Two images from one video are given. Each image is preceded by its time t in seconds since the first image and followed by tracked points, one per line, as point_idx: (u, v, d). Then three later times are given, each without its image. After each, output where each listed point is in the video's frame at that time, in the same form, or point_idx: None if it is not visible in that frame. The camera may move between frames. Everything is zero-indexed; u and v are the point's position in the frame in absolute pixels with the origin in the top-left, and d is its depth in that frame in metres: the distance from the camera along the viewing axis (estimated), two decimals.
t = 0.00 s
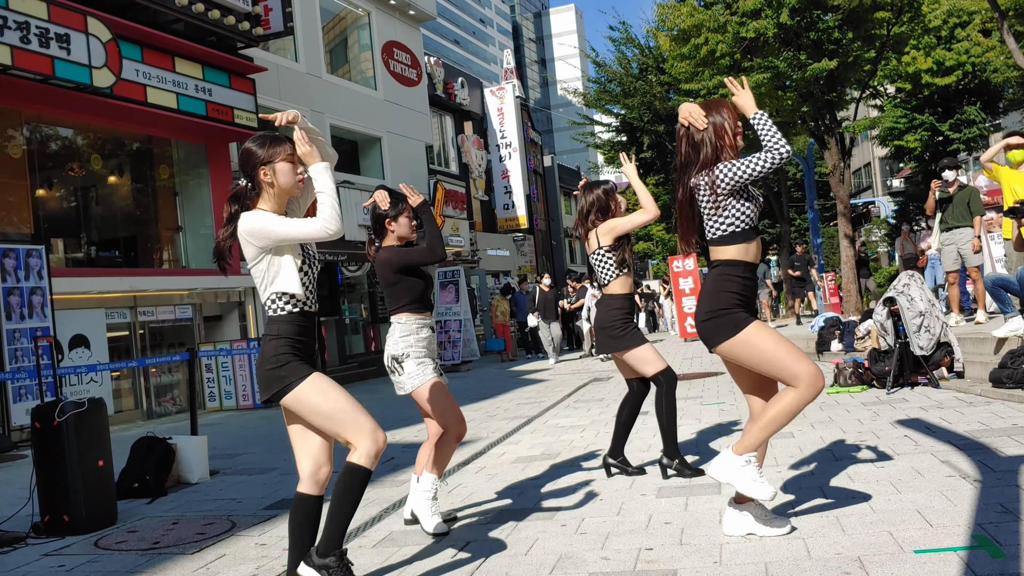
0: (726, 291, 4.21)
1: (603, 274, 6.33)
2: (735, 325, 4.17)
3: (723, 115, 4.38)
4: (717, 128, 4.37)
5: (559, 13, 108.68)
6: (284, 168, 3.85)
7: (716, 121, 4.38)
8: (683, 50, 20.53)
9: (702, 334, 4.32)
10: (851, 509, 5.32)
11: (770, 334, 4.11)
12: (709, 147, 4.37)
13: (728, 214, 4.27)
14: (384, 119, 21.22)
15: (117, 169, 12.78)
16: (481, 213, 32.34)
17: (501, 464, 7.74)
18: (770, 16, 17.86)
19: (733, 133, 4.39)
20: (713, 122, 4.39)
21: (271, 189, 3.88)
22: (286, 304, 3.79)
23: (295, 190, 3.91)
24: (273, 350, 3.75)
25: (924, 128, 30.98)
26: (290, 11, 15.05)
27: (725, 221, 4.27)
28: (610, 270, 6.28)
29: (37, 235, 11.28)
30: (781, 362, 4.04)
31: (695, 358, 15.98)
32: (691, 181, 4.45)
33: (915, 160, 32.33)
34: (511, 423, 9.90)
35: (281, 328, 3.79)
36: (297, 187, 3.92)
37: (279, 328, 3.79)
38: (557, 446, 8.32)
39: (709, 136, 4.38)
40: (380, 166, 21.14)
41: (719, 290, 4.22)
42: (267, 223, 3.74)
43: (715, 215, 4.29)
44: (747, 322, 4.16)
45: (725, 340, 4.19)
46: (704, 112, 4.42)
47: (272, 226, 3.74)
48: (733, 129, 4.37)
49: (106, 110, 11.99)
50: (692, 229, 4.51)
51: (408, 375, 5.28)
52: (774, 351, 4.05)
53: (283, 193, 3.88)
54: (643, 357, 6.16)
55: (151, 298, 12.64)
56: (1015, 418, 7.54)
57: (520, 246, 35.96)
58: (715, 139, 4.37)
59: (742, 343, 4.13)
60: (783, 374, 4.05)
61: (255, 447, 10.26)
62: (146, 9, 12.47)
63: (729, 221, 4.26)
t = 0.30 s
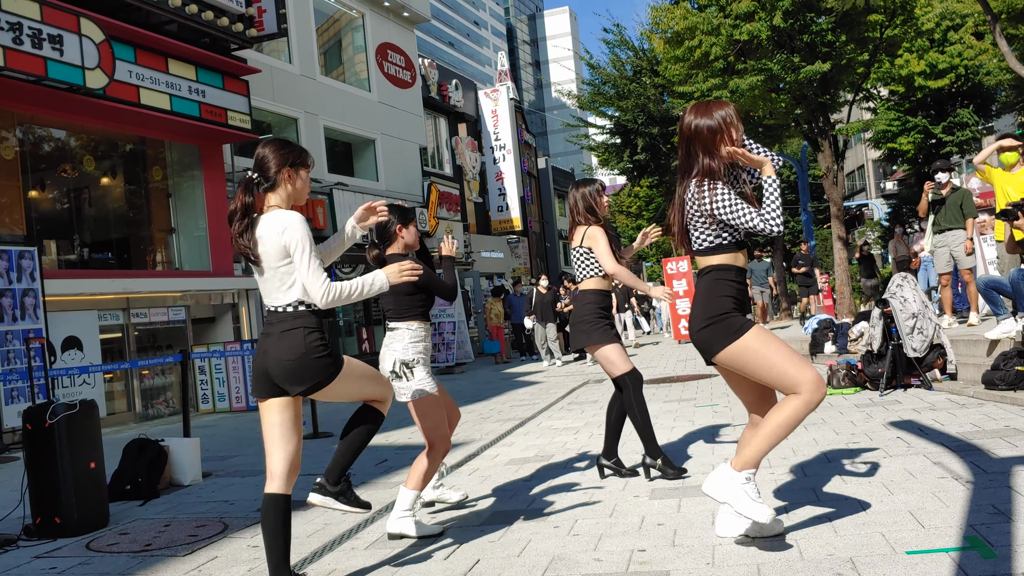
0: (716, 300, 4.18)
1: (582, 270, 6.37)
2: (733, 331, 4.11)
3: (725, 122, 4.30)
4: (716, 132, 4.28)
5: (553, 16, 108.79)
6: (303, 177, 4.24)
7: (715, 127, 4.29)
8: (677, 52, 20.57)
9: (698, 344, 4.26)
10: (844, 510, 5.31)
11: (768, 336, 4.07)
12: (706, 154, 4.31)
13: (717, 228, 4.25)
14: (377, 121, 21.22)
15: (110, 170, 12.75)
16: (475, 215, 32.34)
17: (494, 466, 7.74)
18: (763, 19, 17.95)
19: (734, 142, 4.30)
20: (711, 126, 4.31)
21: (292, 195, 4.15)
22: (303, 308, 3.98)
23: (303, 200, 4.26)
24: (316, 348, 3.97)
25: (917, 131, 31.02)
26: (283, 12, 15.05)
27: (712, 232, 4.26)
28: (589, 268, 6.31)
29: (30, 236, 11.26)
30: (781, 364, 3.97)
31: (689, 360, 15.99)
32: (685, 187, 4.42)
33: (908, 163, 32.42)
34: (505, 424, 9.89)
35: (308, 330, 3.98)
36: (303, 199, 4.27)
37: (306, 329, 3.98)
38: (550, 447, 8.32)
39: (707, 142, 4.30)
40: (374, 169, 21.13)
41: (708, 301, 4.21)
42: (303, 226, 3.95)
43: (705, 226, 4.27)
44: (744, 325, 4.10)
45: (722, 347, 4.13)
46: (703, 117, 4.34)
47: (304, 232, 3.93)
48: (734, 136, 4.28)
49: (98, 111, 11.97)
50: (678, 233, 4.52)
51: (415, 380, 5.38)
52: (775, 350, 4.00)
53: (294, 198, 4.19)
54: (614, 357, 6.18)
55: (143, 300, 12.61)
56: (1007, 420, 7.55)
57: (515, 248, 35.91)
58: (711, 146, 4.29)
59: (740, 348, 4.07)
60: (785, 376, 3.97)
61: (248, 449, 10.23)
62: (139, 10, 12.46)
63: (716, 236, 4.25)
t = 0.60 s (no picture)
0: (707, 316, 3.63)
1: (554, 272, 6.21)
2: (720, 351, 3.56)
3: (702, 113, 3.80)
4: (693, 127, 3.77)
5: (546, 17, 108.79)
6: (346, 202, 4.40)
7: (690, 121, 3.80)
8: (670, 53, 20.58)
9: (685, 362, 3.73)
10: (835, 509, 5.32)
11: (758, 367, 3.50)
12: (682, 153, 3.80)
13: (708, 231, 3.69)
14: (370, 121, 21.19)
15: (101, 169, 12.71)
16: (468, 215, 32.33)
17: (485, 465, 7.72)
18: (756, 20, 17.96)
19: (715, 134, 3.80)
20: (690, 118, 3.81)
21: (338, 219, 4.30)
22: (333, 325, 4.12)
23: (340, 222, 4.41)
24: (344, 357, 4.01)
25: (909, 131, 31.11)
26: (276, 11, 15.03)
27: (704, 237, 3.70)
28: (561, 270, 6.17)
29: (21, 235, 11.24)
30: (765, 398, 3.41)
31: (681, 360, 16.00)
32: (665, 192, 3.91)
33: (900, 163, 32.49)
34: (497, 424, 9.89)
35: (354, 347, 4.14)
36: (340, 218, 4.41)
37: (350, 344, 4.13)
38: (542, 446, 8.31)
39: (682, 138, 3.79)
40: (367, 169, 21.09)
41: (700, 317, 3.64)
42: (357, 245, 4.09)
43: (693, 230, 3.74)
44: (733, 346, 3.54)
45: (707, 367, 3.58)
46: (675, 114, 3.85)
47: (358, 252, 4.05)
48: (714, 129, 3.77)
49: (90, 110, 11.93)
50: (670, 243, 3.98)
51: (424, 373, 5.43)
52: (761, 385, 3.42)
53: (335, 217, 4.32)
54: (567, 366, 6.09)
55: (135, 300, 12.57)
56: (998, 419, 7.57)
57: (508, 248, 35.88)
58: (689, 141, 3.78)
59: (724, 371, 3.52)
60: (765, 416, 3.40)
61: (239, 449, 10.20)
62: (131, 9, 12.43)
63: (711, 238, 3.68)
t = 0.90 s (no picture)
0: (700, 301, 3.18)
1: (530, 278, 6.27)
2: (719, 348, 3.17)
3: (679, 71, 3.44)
4: (668, 86, 3.40)
5: (538, 18, 108.68)
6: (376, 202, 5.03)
7: (668, 79, 3.42)
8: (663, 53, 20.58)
9: (668, 345, 3.28)
10: (828, 509, 5.33)
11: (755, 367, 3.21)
12: (660, 115, 3.41)
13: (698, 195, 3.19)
14: (363, 122, 21.18)
15: (94, 171, 12.68)
16: (461, 216, 32.30)
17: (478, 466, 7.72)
18: (749, 21, 17.99)
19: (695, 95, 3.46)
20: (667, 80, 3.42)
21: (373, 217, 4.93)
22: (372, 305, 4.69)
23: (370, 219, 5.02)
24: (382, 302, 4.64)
25: (901, 132, 31.16)
26: (268, 12, 15.02)
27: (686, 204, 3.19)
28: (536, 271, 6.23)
29: (13, 237, 11.19)
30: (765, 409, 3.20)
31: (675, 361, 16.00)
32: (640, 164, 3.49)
33: (892, 163, 32.52)
34: (491, 425, 9.89)
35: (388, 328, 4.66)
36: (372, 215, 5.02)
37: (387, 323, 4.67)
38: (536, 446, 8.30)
39: (662, 97, 3.41)
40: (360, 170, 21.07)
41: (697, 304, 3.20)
42: (392, 237, 4.72)
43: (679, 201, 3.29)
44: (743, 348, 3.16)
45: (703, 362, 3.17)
46: (649, 73, 3.48)
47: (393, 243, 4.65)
48: (690, 89, 3.42)
49: (83, 112, 11.91)
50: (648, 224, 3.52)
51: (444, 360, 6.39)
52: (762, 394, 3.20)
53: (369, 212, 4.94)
54: (544, 369, 6.11)
55: (128, 301, 12.53)
56: (989, 419, 7.60)
57: (502, 249, 35.87)
58: (667, 102, 3.41)
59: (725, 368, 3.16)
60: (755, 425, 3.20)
61: (232, 451, 10.18)
62: (124, 10, 12.39)
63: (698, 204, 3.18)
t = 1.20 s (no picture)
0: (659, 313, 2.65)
1: (514, 289, 6.28)
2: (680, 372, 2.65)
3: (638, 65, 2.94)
4: (621, 85, 2.89)
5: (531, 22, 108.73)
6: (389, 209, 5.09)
7: (624, 72, 2.90)
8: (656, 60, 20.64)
9: (611, 371, 2.72)
10: (818, 516, 5.35)
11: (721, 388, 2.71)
12: (613, 114, 2.89)
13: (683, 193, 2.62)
14: (356, 127, 21.17)
15: (85, 175, 12.64)
16: (453, 221, 32.32)
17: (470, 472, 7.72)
18: (740, 28, 18.08)
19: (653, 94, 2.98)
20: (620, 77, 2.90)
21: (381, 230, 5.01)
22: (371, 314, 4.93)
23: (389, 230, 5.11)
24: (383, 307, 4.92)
25: (892, 138, 31.30)
26: (261, 17, 15.02)
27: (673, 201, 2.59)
28: (523, 287, 6.27)
29: (4, 241, 11.16)
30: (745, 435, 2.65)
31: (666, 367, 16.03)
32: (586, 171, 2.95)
33: (883, 170, 32.64)
34: (483, 431, 9.90)
35: (386, 334, 4.86)
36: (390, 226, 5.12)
37: (386, 330, 4.87)
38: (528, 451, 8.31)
39: (617, 93, 2.89)
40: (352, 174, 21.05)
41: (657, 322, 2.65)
42: (379, 245, 4.77)
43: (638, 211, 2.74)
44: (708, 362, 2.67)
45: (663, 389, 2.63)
46: (600, 65, 2.95)
47: (375, 253, 4.72)
48: (644, 90, 2.90)
49: (74, 116, 11.87)
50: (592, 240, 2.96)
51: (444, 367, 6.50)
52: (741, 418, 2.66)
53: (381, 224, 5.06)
54: (531, 376, 6.17)
55: (119, 306, 12.48)
56: (979, 425, 7.64)
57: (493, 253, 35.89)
58: (623, 100, 2.89)
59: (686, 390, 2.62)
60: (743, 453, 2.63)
61: (224, 456, 10.17)
62: (116, 15, 12.36)
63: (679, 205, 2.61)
